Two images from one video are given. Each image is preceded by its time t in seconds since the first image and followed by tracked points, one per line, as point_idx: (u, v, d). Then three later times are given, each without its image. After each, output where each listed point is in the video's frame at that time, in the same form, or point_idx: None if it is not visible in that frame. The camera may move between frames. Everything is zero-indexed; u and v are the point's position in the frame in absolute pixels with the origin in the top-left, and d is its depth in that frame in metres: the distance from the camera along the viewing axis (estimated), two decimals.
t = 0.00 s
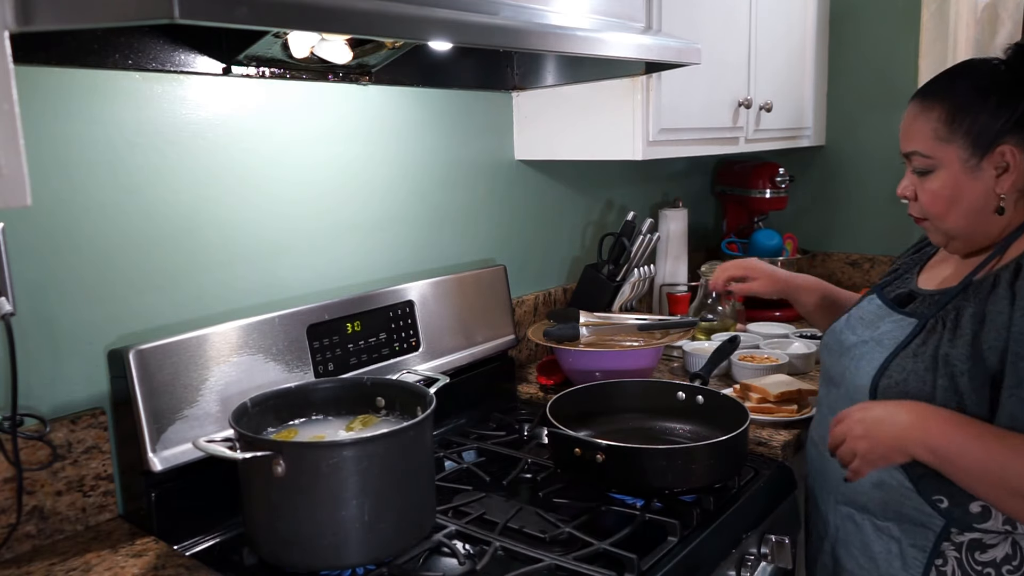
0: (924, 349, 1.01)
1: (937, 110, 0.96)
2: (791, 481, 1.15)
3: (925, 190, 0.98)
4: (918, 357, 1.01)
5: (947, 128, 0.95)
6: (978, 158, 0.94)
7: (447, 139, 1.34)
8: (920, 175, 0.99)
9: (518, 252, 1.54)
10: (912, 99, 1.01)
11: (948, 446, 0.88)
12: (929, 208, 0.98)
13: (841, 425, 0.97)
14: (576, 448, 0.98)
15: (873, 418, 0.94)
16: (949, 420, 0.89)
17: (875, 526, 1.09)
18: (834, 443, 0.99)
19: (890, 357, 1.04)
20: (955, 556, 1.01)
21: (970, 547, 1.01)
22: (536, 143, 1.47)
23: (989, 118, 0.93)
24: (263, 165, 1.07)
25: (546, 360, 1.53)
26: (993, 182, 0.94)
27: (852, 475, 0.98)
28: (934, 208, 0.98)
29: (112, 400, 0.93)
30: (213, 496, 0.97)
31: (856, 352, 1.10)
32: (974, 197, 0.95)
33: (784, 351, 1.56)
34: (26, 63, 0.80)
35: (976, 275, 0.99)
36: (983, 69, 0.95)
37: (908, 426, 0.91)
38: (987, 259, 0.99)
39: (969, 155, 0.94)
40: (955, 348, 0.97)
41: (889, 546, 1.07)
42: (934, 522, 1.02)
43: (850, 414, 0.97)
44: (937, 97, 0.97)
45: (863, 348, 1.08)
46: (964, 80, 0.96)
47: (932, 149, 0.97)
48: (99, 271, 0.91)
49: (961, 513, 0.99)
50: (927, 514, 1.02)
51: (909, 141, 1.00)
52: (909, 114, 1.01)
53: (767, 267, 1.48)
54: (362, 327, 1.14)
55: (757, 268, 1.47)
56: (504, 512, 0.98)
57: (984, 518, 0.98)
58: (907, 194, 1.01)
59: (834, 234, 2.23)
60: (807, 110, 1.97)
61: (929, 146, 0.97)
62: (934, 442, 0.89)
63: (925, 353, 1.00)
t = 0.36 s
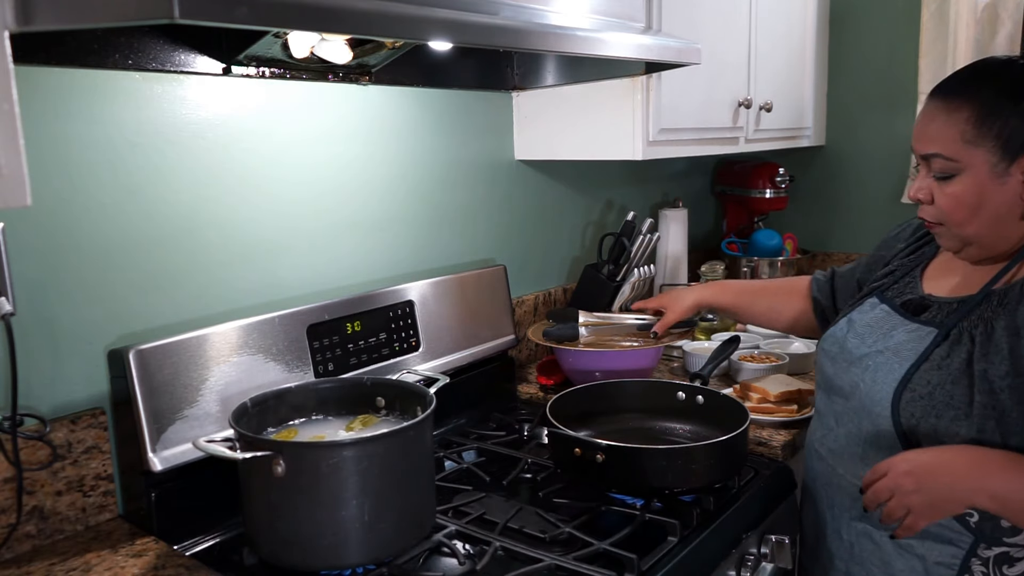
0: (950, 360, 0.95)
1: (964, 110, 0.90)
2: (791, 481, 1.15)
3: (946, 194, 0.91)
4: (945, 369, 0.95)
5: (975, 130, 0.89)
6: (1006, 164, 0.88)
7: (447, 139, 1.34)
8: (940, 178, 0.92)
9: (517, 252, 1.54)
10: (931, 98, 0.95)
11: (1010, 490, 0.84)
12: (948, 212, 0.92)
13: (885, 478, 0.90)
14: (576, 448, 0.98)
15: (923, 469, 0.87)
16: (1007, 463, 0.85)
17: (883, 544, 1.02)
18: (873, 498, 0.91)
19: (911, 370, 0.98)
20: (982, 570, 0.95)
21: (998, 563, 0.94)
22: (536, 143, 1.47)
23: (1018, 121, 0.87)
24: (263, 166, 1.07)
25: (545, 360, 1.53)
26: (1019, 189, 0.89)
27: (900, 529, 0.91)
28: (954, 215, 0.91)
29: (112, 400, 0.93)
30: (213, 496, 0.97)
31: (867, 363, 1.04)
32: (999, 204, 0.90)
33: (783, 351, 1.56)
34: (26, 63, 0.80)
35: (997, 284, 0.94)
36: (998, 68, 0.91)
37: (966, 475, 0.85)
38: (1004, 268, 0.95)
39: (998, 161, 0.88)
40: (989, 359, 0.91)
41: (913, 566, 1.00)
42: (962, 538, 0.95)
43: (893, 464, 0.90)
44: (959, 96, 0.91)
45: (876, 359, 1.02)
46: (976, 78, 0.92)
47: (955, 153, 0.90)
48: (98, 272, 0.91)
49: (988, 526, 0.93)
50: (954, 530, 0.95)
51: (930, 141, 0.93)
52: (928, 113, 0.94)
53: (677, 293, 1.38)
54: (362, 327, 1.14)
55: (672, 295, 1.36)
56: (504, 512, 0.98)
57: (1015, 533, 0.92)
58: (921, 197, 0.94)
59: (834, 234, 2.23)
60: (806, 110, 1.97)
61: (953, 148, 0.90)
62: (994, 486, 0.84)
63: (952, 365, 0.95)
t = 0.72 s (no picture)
0: (947, 360, 0.94)
1: (967, 115, 0.89)
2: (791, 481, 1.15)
3: (949, 199, 0.90)
4: (941, 370, 0.95)
5: (978, 135, 0.88)
6: (1009, 168, 0.88)
7: (447, 139, 1.34)
8: (942, 184, 0.91)
9: (517, 252, 1.54)
10: (929, 102, 0.94)
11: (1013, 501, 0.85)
12: (950, 217, 0.91)
13: (890, 498, 0.89)
14: (576, 449, 0.98)
15: (928, 489, 0.87)
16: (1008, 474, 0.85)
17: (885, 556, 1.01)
18: (877, 518, 0.90)
19: (908, 371, 0.98)
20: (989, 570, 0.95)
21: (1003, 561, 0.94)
22: (536, 143, 1.47)
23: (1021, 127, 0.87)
24: (263, 166, 1.07)
25: (545, 360, 1.53)
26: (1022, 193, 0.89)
27: (907, 548, 0.90)
28: (958, 220, 0.90)
29: (112, 400, 0.93)
30: (213, 496, 0.97)
31: (863, 365, 1.03)
32: (1002, 208, 0.89)
33: (783, 351, 1.56)
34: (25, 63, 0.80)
35: (991, 284, 0.95)
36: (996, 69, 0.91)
37: (970, 491, 0.85)
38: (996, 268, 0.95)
39: (1002, 166, 0.88)
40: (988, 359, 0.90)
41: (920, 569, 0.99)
42: (966, 540, 0.95)
43: (896, 485, 0.89)
44: (961, 100, 0.90)
45: (872, 361, 1.02)
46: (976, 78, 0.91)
47: (958, 158, 0.89)
48: (98, 272, 0.91)
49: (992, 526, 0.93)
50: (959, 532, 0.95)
51: (930, 147, 0.92)
52: (928, 118, 0.93)
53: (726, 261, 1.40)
54: (362, 328, 1.14)
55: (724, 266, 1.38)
56: (504, 512, 0.98)
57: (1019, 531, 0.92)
58: (921, 202, 0.93)
59: (834, 235, 2.23)
60: (807, 110, 1.97)
61: (956, 154, 0.90)
62: (1000, 498, 0.85)
63: (948, 365, 0.94)
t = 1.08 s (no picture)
0: (943, 357, 0.94)
1: (966, 118, 0.89)
2: (791, 481, 1.15)
3: (950, 202, 0.90)
4: (937, 366, 0.94)
5: (978, 138, 0.88)
6: (1010, 169, 0.88)
7: (447, 140, 1.34)
8: (942, 187, 0.91)
9: (518, 252, 1.54)
10: (926, 107, 0.94)
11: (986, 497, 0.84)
12: (952, 220, 0.90)
13: (870, 499, 0.92)
14: (576, 448, 0.98)
15: (902, 489, 0.89)
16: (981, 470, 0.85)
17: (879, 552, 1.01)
18: (860, 519, 0.93)
19: (905, 368, 0.98)
20: (982, 565, 0.94)
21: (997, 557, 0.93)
22: (536, 143, 1.47)
23: (1020, 129, 0.87)
24: (263, 166, 1.07)
25: (546, 360, 1.53)
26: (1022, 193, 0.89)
27: (892, 547, 0.92)
28: (959, 223, 0.90)
29: (112, 400, 0.93)
30: (213, 496, 0.97)
31: (862, 363, 1.03)
32: (1004, 208, 0.89)
33: (783, 351, 1.56)
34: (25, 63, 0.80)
35: (988, 281, 0.94)
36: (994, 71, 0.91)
37: (943, 489, 0.86)
38: (1008, 258, 0.93)
39: (1003, 167, 0.88)
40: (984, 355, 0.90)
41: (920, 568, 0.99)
42: (959, 534, 0.95)
43: (876, 486, 0.92)
44: (959, 104, 0.90)
45: (870, 358, 1.02)
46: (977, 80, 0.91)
47: (958, 161, 0.89)
48: (98, 272, 0.91)
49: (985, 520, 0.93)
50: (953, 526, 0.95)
51: (929, 151, 0.92)
52: (927, 122, 0.93)
53: (726, 309, 1.20)
54: (363, 328, 1.14)
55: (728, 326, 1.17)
56: (504, 511, 0.98)
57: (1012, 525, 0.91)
58: (921, 206, 0.93)
59: (835, 234, 2.23)
60: (807, 110, 1.97)
61: (957, 157, 0.89)
62: (972, 497, 0.85)
63: (945, 362, 0.94)
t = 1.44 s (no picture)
0: (962, 365, 0.93)
1: (980, 121, 0.88)
2: (791, 481, 1.15)
3: (960, 206, 0.90)
4: (957, 375, 0.94)
5: (992, 142, 0.87)
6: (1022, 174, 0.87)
7: (447, 140, 1.34)
8: (953, 190, 0.90)
9: (518, 252, 1.54)
10: (940, 108, 0.93)
11: None
12: (962, 223, 0.90)
13: (907, 534, 0.92)
14: (576, 448, 0.98)
15: (942, 524, 0.89)
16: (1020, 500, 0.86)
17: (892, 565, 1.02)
18: (896, 552, 0.93)
19: (923, 377, 0.96)
20: (1001, 568, 0.95)
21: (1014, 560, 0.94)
22: (537, 144, 1.47)
23: None
24: (263, 166, 1.07)
25: (545, 360, 1.53)
26: None
27: None
28: (969, 226, 0.90)
29: (112, 400, 0.93)
30: (213, 496, 0.97)
31: (874, 369, 1.02)
32: (1015, 214, 0.88)
33: (783, 351, 1.56)
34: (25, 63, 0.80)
35: (1003, 288, 0.93)
36: (1004, 73, 0.90)
37: (984, 520, 0.87)
38: (1009, 274, 0.94)
39: (1014, 171, 0.87)
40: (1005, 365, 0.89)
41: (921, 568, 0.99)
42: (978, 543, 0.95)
43: (913, 520, 0.91)
44: (974, 106, 0.89)
45: (884, 365, 1.01)
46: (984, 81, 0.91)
47: (971, 164, 0.88)
48: (98, 272, 0.91)
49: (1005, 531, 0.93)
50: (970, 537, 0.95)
51: (942, 152, 0.91)
52: (940, 124, 0.92)
53: (739, 290, 1.19)
54: (363, 328, 1.14)
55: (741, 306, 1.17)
56: (504, 511, 0.98)
57: None
58: (931, 208, 0.93)
59: (835, 234, 2.23)
60: (807, 111, 1.97)
61: (968, 160, 0.88)
62: (1014, 526, 0.85)
63: (965, 371, 0.93)
